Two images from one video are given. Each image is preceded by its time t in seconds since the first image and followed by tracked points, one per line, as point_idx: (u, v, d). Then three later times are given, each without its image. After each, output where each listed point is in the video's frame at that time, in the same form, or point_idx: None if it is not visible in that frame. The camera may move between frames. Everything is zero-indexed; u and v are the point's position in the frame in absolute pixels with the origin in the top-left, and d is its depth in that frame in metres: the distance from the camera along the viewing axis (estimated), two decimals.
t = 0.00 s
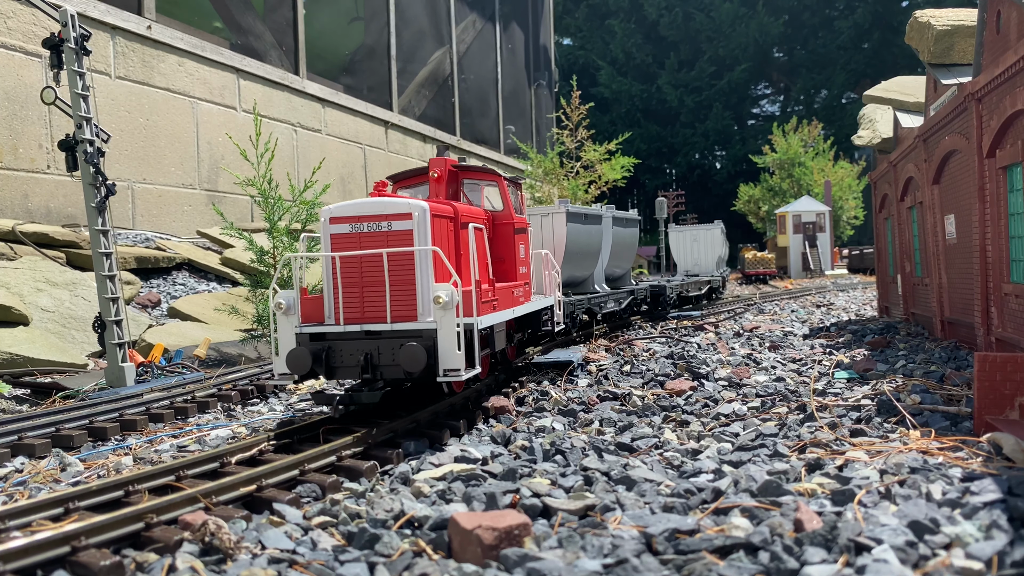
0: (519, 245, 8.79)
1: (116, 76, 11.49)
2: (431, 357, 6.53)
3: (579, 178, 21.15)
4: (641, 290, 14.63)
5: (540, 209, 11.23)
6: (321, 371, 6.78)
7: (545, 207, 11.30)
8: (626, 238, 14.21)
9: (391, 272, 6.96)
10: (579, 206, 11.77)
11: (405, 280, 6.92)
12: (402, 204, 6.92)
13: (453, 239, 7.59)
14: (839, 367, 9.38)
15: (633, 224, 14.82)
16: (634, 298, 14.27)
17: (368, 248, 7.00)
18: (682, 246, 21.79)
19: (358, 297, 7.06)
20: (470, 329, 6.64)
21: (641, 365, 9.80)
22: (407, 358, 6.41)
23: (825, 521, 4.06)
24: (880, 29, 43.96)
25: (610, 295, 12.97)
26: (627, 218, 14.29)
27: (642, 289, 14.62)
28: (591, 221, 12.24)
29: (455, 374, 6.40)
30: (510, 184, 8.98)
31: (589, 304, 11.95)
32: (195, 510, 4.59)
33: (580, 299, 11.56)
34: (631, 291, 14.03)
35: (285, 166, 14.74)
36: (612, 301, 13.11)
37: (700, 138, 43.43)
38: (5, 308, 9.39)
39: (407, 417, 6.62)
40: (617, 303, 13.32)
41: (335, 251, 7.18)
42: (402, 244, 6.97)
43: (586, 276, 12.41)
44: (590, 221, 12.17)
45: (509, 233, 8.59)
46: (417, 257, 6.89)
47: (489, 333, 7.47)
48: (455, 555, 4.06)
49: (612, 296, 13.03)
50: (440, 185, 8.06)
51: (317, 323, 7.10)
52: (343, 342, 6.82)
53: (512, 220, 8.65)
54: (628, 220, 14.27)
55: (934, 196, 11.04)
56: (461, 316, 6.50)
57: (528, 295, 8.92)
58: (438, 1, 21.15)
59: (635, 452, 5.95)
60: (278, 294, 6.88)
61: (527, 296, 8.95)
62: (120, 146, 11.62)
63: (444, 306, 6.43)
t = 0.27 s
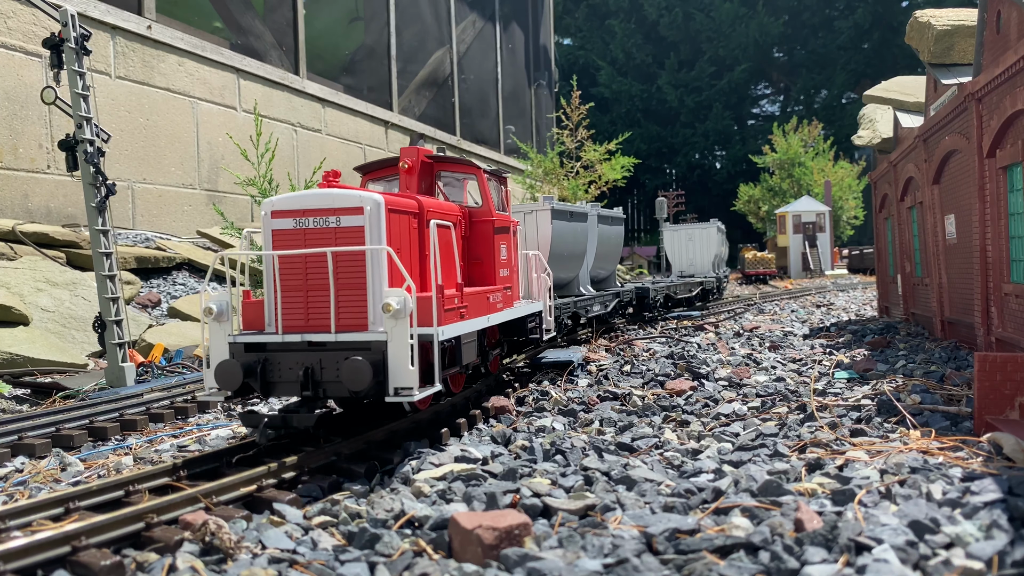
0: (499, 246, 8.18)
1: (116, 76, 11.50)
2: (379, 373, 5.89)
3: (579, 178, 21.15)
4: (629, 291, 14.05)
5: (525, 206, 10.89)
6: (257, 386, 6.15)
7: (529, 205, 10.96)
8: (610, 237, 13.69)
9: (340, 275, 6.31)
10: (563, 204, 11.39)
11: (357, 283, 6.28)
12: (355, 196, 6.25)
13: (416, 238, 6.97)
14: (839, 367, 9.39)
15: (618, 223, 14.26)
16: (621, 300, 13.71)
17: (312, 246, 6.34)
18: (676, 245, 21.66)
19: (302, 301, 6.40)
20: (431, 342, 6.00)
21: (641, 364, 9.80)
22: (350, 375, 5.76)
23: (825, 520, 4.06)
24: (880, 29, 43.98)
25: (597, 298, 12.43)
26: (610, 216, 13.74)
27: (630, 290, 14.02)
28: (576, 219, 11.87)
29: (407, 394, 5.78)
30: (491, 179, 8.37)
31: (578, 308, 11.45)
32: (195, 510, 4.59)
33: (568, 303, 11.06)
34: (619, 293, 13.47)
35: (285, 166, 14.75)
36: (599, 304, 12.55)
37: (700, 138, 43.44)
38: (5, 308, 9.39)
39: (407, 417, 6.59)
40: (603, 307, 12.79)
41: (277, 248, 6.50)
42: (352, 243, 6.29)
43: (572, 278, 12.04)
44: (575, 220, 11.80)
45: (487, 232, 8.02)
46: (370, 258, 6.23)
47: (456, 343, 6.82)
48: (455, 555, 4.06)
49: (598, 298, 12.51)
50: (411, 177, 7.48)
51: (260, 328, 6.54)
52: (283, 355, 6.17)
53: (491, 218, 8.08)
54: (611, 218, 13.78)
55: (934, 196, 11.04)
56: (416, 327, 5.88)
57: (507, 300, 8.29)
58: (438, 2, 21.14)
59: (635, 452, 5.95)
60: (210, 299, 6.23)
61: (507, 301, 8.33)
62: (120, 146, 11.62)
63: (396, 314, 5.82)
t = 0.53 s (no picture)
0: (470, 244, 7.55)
1: (116, 76, 11.36)
2: (303, 392, 5.22)
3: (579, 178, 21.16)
4: (614, 293, 13.54)
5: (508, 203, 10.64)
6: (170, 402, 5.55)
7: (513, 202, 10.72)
8: (593, 237, 13.26)
9: (266, 277, 5.64)
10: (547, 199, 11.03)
11: (285, 287, 5.61)
12: (282, 186, 5.56)
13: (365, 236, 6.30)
14: (839, 367, 9.39)
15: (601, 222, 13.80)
16: (606, 303, 13.20)
17: (234, 245, 5.66)
18: (670, 245, 20.77)
19: (224, 306, 5.75)
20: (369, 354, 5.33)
21: (641, 364, 9.81)
22: (265, 394, 5.09)
23: (825, 521, 4.06)
24: (880, 29, 43.99)
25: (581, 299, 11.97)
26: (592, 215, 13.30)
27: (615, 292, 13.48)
28: (561, 216, 11.52)
29: (334, 418, 5.11)
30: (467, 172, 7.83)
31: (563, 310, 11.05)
32: (195, 511, 4.58)
33: (552, 307, 10.66)
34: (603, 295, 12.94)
35: (285, 166, 14.76)
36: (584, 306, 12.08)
37: (700, 138, 43.44)
38: (5, 308, 9.38)
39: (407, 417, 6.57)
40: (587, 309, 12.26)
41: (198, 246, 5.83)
42: (279, 242, 5.60)
43: (556, 278, 11.66)
44: (560, 216, 11.45)
45: (458, 231, 7.45)
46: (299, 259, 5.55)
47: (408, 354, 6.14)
48: (455, 555, 4.06)
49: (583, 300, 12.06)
50: (374, 167, 7.01)
51: (184, 340, 5.95)
52: (201, 369, 5.58)
53: (462, 215, 7.48)
54: (597, 218, 13.49)
55: (935, 196, 11.04)
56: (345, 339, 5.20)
57: (483, 306, 7.64)
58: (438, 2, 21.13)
59: (635, 452, 5.95)
60: (118, 303, 5.61)
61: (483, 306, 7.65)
62: (120, 146, 11.53)
63: (320, 325, 5.11)
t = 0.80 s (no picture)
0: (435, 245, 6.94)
1: (116, 76, 11.26)
2: (198, 416, 4.62)
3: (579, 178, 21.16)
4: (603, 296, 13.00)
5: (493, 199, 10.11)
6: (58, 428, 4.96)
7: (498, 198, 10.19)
8: (582, 238, 12.70)
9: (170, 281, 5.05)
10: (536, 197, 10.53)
11: (188, 293, 4.99)
12: (185, 177, 4.92)
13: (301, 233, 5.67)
14: (838, 368, 9.40)
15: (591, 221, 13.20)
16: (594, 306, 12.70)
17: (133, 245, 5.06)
18: (664, 245, 20.16)
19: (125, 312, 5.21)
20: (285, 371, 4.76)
21: (641, 365, 9.81)
22: (151, 421, 4.49)
23: (825, 521, 4.06)
24: (880, 29, 44.01)
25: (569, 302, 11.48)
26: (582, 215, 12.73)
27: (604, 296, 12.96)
28: (551, 214, 11.04)
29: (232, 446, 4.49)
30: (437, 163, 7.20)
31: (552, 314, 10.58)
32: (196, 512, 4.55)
33: (541, 310, 10.23)
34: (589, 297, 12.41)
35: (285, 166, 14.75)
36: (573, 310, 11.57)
37: (700, 138, 43.47)
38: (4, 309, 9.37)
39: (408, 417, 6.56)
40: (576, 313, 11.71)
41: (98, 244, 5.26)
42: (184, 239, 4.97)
43: (544, 281, 11.20)
44: (550, 215, 10.95)
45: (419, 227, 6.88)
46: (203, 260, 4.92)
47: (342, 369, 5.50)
48: (455, 555, 4.06)
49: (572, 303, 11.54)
50: (326, 158, 6.48)
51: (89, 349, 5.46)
52: (94, 388, 4.98)
53: (425, 211, 6.81)
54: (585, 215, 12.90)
55: (934, 196, 11.05)
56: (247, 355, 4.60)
57: (446, 312, 7.01)
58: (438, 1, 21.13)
59: (634, 452, 5.95)
60: None
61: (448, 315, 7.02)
62: (119, 146, 11.43)
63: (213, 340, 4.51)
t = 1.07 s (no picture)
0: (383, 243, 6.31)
1: (116, 76, 11.21)
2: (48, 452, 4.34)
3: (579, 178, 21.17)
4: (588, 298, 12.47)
5: (479, 196, 9.58)
6: None
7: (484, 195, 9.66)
8: (569, 238, 12.07)
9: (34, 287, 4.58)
10: (521, 194, 9.95)
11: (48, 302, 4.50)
12: (49, 166, 4.39)
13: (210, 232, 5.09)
14: (838, 368, 9.40)
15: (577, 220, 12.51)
16: (582, 309, 12.21)
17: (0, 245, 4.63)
18: (656, 244, 19.74)
19: None
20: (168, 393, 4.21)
21: (641, 365, 9.81)
22: None
23: (825, 521, 4.06)
24: (880, 29, 44.03)
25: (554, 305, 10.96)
26: (569, 214, 12.06)
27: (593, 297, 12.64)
28: (537, 212, 10.45)
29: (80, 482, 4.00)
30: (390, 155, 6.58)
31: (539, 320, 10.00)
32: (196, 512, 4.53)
33: (526, 315, 9.73)
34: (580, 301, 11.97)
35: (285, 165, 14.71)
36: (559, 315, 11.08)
37: (700, 138, 43.48)
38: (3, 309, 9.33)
39: (408, 416, 6.56)
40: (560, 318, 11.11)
41: None
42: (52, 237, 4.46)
43: (529, 284, 10.66)
44: (535, 213, 10.36)
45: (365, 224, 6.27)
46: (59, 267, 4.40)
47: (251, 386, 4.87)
48: (455, 555, 4.06)
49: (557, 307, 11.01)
50: (259, 145, 6.02)
51: None
52: None
53: (371, 205, 6.21)
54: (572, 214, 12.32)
55: (934, 196, 11.04)
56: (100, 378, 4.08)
57: (399, 318, 6.38)
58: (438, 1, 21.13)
59: (634, 452, 5.95)
60: None
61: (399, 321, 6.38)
62: (120, 147, 11.35)
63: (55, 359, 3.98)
